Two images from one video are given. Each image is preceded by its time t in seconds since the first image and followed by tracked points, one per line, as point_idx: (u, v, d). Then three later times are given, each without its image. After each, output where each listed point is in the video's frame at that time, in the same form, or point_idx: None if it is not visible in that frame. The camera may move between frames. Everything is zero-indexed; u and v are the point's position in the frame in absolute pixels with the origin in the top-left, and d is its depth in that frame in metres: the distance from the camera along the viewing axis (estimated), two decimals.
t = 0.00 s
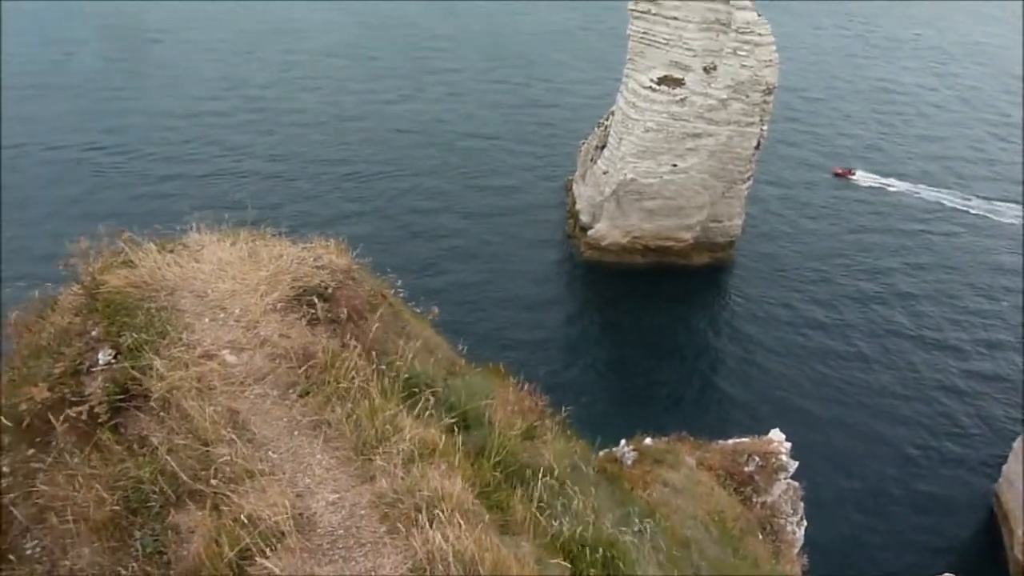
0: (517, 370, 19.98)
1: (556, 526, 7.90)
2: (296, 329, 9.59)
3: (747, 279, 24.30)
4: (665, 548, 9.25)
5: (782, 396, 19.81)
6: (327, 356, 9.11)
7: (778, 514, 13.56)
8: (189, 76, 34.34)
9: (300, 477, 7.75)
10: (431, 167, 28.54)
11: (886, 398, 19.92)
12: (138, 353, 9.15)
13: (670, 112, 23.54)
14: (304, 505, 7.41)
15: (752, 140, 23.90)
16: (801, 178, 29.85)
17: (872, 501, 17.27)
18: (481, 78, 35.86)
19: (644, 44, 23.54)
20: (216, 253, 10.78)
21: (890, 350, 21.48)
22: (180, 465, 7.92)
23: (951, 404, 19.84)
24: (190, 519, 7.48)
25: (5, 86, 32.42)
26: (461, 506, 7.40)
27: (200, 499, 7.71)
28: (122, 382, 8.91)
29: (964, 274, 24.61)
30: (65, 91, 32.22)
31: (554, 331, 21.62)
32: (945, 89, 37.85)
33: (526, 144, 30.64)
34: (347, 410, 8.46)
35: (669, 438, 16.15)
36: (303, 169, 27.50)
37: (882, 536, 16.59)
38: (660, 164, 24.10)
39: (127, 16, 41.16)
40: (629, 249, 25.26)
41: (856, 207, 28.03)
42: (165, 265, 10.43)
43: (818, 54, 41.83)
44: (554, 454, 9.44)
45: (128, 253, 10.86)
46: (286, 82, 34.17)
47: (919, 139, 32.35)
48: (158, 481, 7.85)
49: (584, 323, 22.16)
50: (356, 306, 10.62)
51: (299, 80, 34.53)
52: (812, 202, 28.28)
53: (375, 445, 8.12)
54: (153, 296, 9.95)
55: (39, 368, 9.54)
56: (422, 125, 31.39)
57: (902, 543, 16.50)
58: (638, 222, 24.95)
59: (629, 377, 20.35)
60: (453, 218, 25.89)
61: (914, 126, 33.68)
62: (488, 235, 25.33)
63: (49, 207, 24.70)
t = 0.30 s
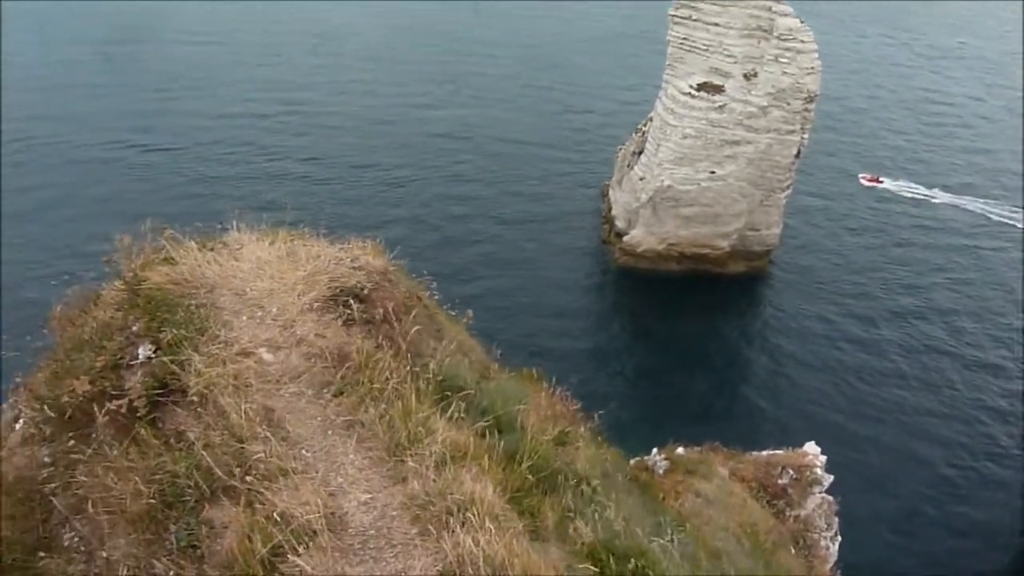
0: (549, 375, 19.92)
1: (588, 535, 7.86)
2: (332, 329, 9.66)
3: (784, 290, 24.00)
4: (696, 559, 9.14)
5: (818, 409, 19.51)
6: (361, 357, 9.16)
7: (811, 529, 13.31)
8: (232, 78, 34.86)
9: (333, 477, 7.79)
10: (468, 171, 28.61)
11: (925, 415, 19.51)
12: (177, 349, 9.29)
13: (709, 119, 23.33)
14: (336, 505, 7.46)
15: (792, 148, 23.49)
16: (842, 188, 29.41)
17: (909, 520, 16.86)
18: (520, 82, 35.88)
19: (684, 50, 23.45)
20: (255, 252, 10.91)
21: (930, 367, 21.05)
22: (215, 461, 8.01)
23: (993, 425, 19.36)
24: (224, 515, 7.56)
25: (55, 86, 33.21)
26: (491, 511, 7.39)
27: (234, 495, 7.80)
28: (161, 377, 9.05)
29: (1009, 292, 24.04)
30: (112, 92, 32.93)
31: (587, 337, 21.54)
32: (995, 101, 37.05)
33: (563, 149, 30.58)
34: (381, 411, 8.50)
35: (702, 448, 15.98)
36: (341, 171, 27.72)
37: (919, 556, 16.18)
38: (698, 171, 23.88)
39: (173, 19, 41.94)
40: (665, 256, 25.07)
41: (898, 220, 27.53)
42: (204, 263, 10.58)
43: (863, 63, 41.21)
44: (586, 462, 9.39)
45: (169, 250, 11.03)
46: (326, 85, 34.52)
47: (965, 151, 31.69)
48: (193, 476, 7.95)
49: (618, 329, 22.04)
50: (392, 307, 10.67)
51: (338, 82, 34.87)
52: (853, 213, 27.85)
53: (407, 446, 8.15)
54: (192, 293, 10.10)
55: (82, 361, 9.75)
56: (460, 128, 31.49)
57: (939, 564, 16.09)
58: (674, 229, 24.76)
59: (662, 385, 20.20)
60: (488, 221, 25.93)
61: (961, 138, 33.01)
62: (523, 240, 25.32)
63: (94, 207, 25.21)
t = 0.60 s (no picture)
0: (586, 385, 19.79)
1: (621, 547, 7.81)
2: (373, 330, 9.74)
3: (828, 307, 23.60)
4: None
5: (860, 430, 19.12)
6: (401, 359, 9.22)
7: (849, 551, 13.01)
8: (283, 79, 35.40)
9: (370, 478, 7.85)
10: (511, 176, 28.60)
11: (970, 443, 18.99)
12: (221, 345, 9.45)
13: (757, 131, 23.04)
14: (371, 505, 7.51)
15: (841, 163, 23.18)
16: (891, 207, 28.83)
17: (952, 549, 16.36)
18: (567, 89, 35.80)
19: (734, 61, 23.20)
20: (300, 252, 11.06)
21: (977, 393, 20.50)
22: (254, 456, 8.13)
23: None
24: (261, 510, 7.66)
25: (114, 85, 34.11)
26: (525, 519, 7.38)
27: (272, 491, 7.89)
28: (205, 371, 9.21)
29: None
30: (168, 93, 33.69)
31: (625, 348, 21.39)
32: None
33: (608, 157, 30.40)
34: (419, 413, 8.54)
35: (739, 464, 15.75)
36: (386, 174, 27.95)
37: None
38: (744, 183, 23.57)
39: (229, 21, 42.77)
40: (707, 268, 24.80)
41: (949, 240, 26.88)
42: (251, 261, 10.76)
43: (917, 78, 40.38)
44: (622, 473, 9.33)
45: (217, 247, 11.24)
46: (375, 88, 34.86)
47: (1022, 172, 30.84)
48: (232, 470, 8.08)
49: (657, 341, 21.85)
50: (433, 311, 10.72)
51: (387, 85, 35.19)
52: (902, 232, 27.26)
53: (444, 450, 8.18)
54: (238, 289, 10.26)
55: (129, 352, 9.99)
56: (505, 134, 31.50)
57: None
58: (718, 242, 24.48)
59: (700, 399, 19.98)
60: (530, 228, 25.88)
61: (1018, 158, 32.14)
62: (564, 248, 25.22)
63: (146, 203, 25.81)
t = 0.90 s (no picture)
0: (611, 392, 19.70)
1: (644, 556, 7.75)
2: (401, 331, 9.77)
3: (859, 321, 23.29)
4: None
5: (888, 447, 18.83)
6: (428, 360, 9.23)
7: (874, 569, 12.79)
8: (317, 80, 35.67)
9: (394, 478, 7.87)
10: (542, 181, 28.54)
11: (1001, 465, 18.60)
12: (251, 341, 9.53)
13: (790, 141, 22.81)
14: (395, 506, 7.54)
15: (876, 175, 22.87)
16: (926, 222, 28.38)
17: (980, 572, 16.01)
18: (599, 95, 35.68)
19: (769, 69, 23.02)
20: (331, 251, 11.13)
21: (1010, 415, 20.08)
22: (281, 453, 8.18)
23: None
24: (286, 506, 7.71)
25: (152, 84, 34.59)
26: (549, 524, 7.35)
27: (297, 488, 7.94)
28: (234, 367, 9.30)
29: None
30: (203, 92, 34.08)
31: (652, 356, 21.27)
32: None
33: (640, 163, 30.22)
34: (445, 415, 8.55)
35: (764, 477, 15.57)
36: (417, 177, 28.00)
37: None
38: (776, 193, 23.34)
39: (265, 22, 43.19)
40: (737, 278, 24.57)
41: (985, 257, 26.38)
42: (283, 259, 10.85)
43: (955, 91, 39.73)
44: (646, 481, 9.27)
45: (249, 244, 11.36)
46: (407, 90, 34.98)
47: None
48: (259, 466, 8.15)
49: (684, 350, 21.70)
50: (461, 313, 10.74)
51: (419, 88, 35.29)
52: (937, 248, 26.82)
53: (469, 452, 8.18)
54: (269, 287, 10.34)
55: (161, 346, 10.14)
56: (536, 139, 31.46)
57: None
58: (748, 251, 24.25)
59: (726, 410, 19.81)
60: (559, 233, 25.80)
61: None
62: (593, 254, 25.14)
63: (179, 202, 26.13)
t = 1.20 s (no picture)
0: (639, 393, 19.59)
1: (672, 558, 7.70)
2: (432, 327, 9.80)
3: (892, 325, 22.96)
4: None
5: (920, 454, 18.55)
6: (458, 357, 9.24)
7: None
8: (350, 77, 35.84)
9: (423, 475, 7.89)
10: (573, 181, 28.44)
11: None
12: (283, 335, 9.62)
13: (826, 141, 22.49)
14: (424, 502, 7.56)
15: (913, 177, 22.49)
16: (964, 226, 27.85)
17: None
18: (632, 94, 35.47)
19: (805, 69, 22.71)
20: (364, 247, 11.19)
21: None
22: (311, 447, 8.25)
23: None
24: (316, 500, 7.78)
25: (188, 81, 34.98)
26: (577, 525, 7.33)
27: (327, 482, 7.99)
28: (267, 360, 9.39)
29: None
30: (238, 88, 34.41)
31: (681, 358, 21.12)
32: None
33: (672, 163, 30.00)
34: (475, 413, 8.56)
35: (793, 482, 15.41)
36: (447, 174, 28.05)
37: None
38: (810, 194, 23.05)
39: (299, 19, 43.48)
40: (769, 279, 24.31)
41: None
42: (316, 254, 10.93)
43: (997, 93, 38.90)
44: (676, 483, 9.21)
45: (283, 238, 11.46)
46: (439, 88, 35.03)
47: None
48: (289, 459, 8.22)
49: (713, 352, 21.53)
50: (492, 311, 10.74)
51: (451, 86, 35.32)
52: (974, 253, 26.33)
53: (498, 451, 8.18)
54: (302, 281, 10.42)
55: (194, 338, 10.27)
56: (568, 138, 31.35)
57: None
58: (781, 253, 23.98)
59: (756, 413, 19.64)
60: (590, 233, 25.71)
61: None
62: (623, 254, 25.01)
63: (214, 197, 26.42)
